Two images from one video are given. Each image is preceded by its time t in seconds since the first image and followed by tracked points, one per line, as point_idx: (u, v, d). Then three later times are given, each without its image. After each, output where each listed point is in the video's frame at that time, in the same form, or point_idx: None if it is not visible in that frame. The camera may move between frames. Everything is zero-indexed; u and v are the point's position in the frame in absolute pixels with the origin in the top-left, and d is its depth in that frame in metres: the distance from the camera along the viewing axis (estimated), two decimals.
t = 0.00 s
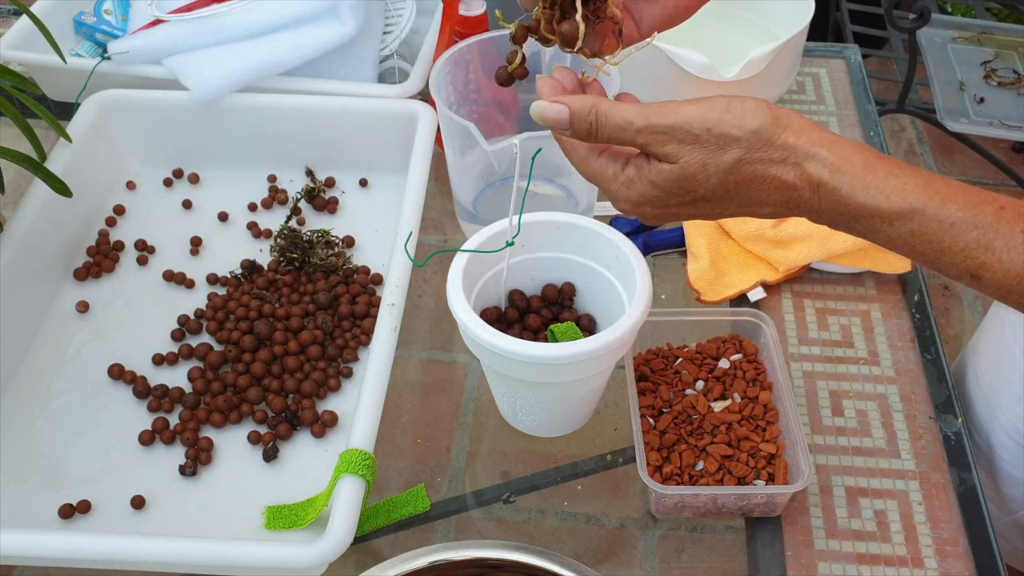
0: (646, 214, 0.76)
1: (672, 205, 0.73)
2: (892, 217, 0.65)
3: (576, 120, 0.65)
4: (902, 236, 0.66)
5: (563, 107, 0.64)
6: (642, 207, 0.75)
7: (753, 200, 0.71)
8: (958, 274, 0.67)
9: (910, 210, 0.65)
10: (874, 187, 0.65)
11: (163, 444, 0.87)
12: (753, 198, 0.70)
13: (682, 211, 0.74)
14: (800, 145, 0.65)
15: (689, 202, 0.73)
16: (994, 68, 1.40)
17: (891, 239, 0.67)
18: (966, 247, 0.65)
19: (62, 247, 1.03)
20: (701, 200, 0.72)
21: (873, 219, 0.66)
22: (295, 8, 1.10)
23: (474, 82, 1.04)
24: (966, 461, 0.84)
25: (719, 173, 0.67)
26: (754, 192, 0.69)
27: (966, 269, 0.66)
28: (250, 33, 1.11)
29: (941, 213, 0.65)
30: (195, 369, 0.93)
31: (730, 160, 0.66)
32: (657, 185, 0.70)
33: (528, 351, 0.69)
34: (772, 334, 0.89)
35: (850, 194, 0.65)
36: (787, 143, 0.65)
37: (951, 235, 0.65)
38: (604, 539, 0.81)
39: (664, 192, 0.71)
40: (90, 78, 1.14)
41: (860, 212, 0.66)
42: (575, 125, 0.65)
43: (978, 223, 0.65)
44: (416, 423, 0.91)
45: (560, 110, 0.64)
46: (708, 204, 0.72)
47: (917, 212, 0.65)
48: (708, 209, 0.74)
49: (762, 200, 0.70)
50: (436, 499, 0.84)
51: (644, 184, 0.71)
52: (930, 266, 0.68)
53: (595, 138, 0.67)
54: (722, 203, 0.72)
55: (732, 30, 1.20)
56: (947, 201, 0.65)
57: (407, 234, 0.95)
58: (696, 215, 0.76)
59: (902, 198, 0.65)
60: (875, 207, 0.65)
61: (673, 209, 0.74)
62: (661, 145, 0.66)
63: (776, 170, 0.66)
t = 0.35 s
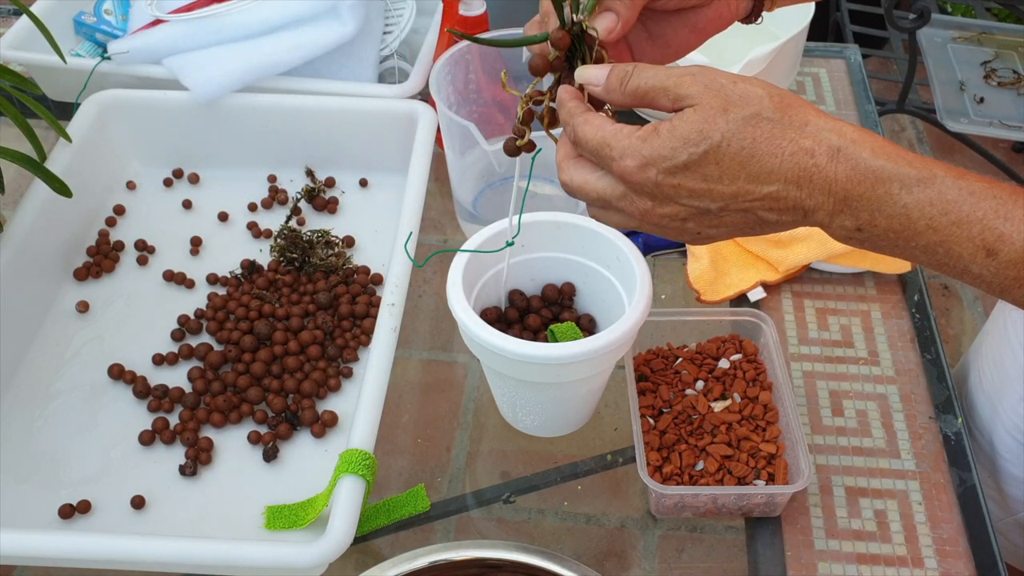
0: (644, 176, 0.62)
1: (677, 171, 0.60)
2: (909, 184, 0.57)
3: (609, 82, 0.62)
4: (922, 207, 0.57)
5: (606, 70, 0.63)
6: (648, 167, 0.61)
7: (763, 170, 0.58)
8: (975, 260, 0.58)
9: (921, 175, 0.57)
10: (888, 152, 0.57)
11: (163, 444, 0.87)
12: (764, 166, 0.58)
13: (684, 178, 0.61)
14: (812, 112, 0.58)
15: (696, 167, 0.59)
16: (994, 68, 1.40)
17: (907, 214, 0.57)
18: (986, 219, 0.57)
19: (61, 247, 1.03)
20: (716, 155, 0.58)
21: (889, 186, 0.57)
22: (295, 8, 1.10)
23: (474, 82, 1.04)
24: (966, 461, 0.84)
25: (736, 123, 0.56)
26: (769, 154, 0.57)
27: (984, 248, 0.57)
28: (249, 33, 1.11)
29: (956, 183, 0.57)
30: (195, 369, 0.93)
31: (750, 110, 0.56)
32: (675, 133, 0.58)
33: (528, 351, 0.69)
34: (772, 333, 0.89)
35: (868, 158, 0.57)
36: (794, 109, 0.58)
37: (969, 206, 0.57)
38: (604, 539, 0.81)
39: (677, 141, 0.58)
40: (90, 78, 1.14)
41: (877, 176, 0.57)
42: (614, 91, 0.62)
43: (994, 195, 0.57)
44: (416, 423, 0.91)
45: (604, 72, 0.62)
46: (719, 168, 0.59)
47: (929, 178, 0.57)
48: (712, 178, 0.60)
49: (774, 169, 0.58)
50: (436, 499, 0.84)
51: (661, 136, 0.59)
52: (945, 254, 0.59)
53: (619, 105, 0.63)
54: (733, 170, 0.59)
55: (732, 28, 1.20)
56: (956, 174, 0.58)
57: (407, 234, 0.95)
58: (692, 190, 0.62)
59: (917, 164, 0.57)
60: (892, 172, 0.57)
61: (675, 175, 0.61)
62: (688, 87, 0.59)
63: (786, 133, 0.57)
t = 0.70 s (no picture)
0: (622, 205, 0.59)
1: (651, 195, 0.58)
2: (866, 187, 0.53)
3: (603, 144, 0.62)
4: (880, 211, 0.53)
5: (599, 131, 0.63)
6: (624, 195, 0.58)
7: (725, 185, 0.55)
8: (936, 260, 0.53)
9: (877, 177, 0.53)
10: (844, 158, 0.53)
11: (163, 444, 0.87)
12: (725, 182, 0.55)
13: (659, 202, 0.58)
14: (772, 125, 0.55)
15: (669, 190, 0.57)
16: (995, 68, 1.40)
17: (865, 218, 0.53)
18: (941, 217, 0.52)
19: (61, 248, 1.03)
20: (679, 176, 0.56)
21: (847, 192, 0.53)
22: (295, 8, 1.10)
23: (474, 82, 1.04)
24: (966, 461, 0.84)
25: (696, 144, 0.55)
26: (730, 171, 0.55)
27: (946, 247, 0.52)
28: (249, 33, 1.11)
29: (912, 185, 0.53)
30: (195, 369, 0.93)
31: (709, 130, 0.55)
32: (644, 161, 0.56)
33: (528, 351, 0.69)
34: (772, 333, 0.89)
35: (823, 166, 0.53)
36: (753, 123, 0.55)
37: (924, 205, 0.52)
38: (604, 539, 0.81)
39: (644, 167, 0.56)
40: (91, 78, 1.14)
41: (834, 183, 0.53)
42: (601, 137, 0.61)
43: (949, 193, 0.53)
44: (416, 423, 0.91)
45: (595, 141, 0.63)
46: (688, 190, 0.56)
47: (884, 179, 0.53)
48: (685, 199, 0.57)
49: (735, 185, 0.55)
50: (436, 499, 0.84)
51: (630, 163, 0.57)
52: (908, 257, 0.54)
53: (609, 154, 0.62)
54: (700, 189, 0.56)
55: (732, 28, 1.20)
56: (914, 176, 0.54)
57: (407, 234, 0.95)
58: (669, 213, 0.59)
59: (871, 168, 0.53)
60: (848, 178, 0.53)
61: (650, 200, 0.58)
62: (654, 118, 0.57)
63: (745, 150, 0.54)
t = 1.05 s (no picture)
0: (626, 229, 0.60)
1: (653, 217, 0.58)
2: (851, 200, 0.52)
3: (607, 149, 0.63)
4: (865, 223, 0.52)
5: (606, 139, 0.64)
6: (628, 220, 0.59)
7: (720, 206, 0.55)
8: (922, 268, 0.52)
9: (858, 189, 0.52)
10: (828, 173, 0.53)
11: (163, 444, 0.87)
12: (722, 203, 0.55)
13: (661, 224, 0.58)
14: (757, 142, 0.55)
15: (670, 213, 0.57)
16: (994, 68, 1.41)
17: (851, 230, 0.53)
18: (921, 226, 0.51)
19: (61, 248, 1.03)
20: (678, 200, 0.56)
21: (833, 207, 0.53)
22: (295, 8, 1.10)
23: (474, 82, 1.04)
24: (965, 461, 0.84)
25: (692, 167, 0.55)
26: (724, 191, 0.55)
27: (929, 255, 0.51)
28: (249, 33, 1.11)
29: (895, 196, 0.52)
30: (195, 369, 0.93)
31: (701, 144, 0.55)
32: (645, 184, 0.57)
33: (528, 351, 0.69)
34: (771, 333, 0.90)
35: (809, 182, 0.53)
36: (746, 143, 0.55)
37: (905, 215, 0.51)
38: (604, 539, 0.81)
39: (646, 191, 0.57)
40: (91, 78, 1.14)
41: (820, 199, 0.53)
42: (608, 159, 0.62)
43: (929, 202, 0.52)
44: (416, 423, 0.91)
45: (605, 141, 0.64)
46: (687, 212, 0.57)
47: (863, 191, 0.52)
48: (685, 222, 0.58)
49: (729, 204, 0.55)
50: (436, 499, 0.84)
51: (633, 188, 0.58)
52: (893, 265, 0.53)
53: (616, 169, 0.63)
54: (698, 210, 0.56)
55: (732, 28, 1.20)
56: (899, 187, 0.53)
57: (407, 234, 0.95)
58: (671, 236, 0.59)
59: (854, 182, 0.53)
60: (833, 194, 0.52)
61: (652, 222, 0.58)
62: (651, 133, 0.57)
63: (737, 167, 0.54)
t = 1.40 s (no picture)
0: (621, 242, 0.60)
1: (648, 231, 0.58)
2: (843, 212, 0.52)
3: (594, 184, 0.62)
4: (858, 235, 0.52)
5: (590, 176, 0.64)
6: (623, 233, 0.59)
7: (716, 218, 0.55)
8: (916, 276, 0.52)
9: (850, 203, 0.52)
10: (820, 185, 0.53)
11: (163, 444, 0.87)
12: (717, 215, 0.55)
13: (656, 237, 0.59)
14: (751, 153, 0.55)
15: (664, 226, 0.57)
16: (994, 68, 1.41)
17: (845, 242, 0.53)
18: (914, 235, 0.51)
19: (61, 248, 1.03)
20: (672, 212, 0.56)
21: (825, 218, 0.52)
22: (295, 8, 1.10)
23: (474, 82, 1.04)
24: (965, 461, 0.84)
25: (687, 180, 0.55)
26: (718, 203, 0.55)
27: (923, 264, 0.51)
28: (250, 33, 1.11)
29: (885, 206, 0.52)
30: (195, 369, 0.93)
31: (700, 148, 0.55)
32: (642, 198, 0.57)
33: (529, 351, 0.69)
34: (772, 333, 0.89)
35: (802, 194, 0.53)
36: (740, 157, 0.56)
37: (897, 225, 0.51)
38: (604, 539, 0.81)
39: (640, 205, 0.57)
40: (91, 78, 1.14)
41: (813, 211, 0.53)
42: (599, 192, 0.62)
43: (919, 211, 0.51)
44: (416, 423, 0.91)
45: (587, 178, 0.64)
46: (682, 224, 0.57)
47: (854, 202, 0.52)
48: (680, 235, 0.58)
49: (724, 216, 0.55)
50: (436, 499, 0.84)
51: (628, 202, 0.58)
52: (887, 274, 0.53)
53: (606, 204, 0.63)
54: (693, 223, 0.56)
55: (732, 27, 1.20)
56: (890, 196, 0.53)
57: (407, 234, 0.95)
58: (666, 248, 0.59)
59: (845, 194, 0.52)
60: (825, 205, 0.52)
61: (647, 236, 0.59)
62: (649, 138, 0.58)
63: (733, 179, 0.54)
